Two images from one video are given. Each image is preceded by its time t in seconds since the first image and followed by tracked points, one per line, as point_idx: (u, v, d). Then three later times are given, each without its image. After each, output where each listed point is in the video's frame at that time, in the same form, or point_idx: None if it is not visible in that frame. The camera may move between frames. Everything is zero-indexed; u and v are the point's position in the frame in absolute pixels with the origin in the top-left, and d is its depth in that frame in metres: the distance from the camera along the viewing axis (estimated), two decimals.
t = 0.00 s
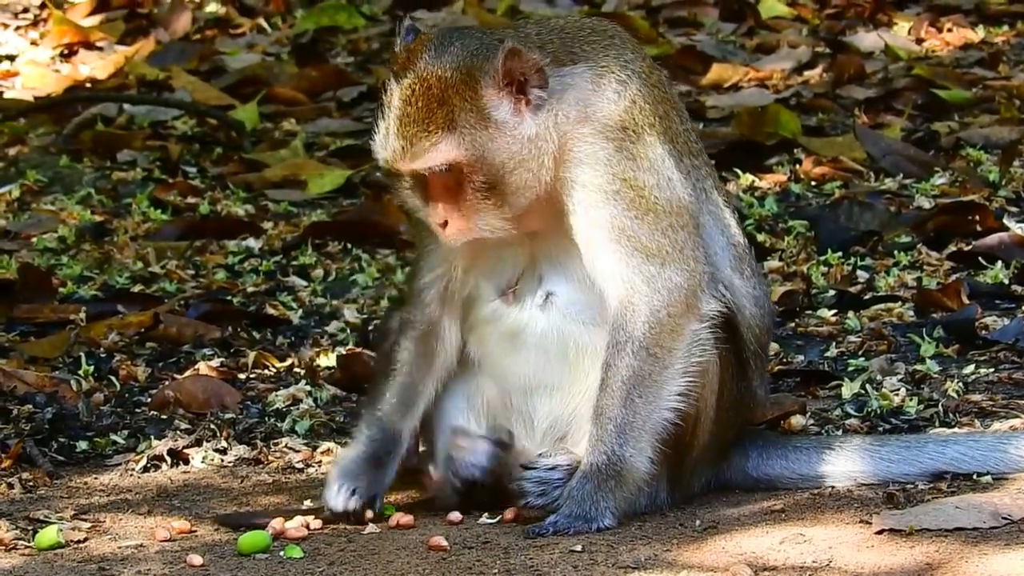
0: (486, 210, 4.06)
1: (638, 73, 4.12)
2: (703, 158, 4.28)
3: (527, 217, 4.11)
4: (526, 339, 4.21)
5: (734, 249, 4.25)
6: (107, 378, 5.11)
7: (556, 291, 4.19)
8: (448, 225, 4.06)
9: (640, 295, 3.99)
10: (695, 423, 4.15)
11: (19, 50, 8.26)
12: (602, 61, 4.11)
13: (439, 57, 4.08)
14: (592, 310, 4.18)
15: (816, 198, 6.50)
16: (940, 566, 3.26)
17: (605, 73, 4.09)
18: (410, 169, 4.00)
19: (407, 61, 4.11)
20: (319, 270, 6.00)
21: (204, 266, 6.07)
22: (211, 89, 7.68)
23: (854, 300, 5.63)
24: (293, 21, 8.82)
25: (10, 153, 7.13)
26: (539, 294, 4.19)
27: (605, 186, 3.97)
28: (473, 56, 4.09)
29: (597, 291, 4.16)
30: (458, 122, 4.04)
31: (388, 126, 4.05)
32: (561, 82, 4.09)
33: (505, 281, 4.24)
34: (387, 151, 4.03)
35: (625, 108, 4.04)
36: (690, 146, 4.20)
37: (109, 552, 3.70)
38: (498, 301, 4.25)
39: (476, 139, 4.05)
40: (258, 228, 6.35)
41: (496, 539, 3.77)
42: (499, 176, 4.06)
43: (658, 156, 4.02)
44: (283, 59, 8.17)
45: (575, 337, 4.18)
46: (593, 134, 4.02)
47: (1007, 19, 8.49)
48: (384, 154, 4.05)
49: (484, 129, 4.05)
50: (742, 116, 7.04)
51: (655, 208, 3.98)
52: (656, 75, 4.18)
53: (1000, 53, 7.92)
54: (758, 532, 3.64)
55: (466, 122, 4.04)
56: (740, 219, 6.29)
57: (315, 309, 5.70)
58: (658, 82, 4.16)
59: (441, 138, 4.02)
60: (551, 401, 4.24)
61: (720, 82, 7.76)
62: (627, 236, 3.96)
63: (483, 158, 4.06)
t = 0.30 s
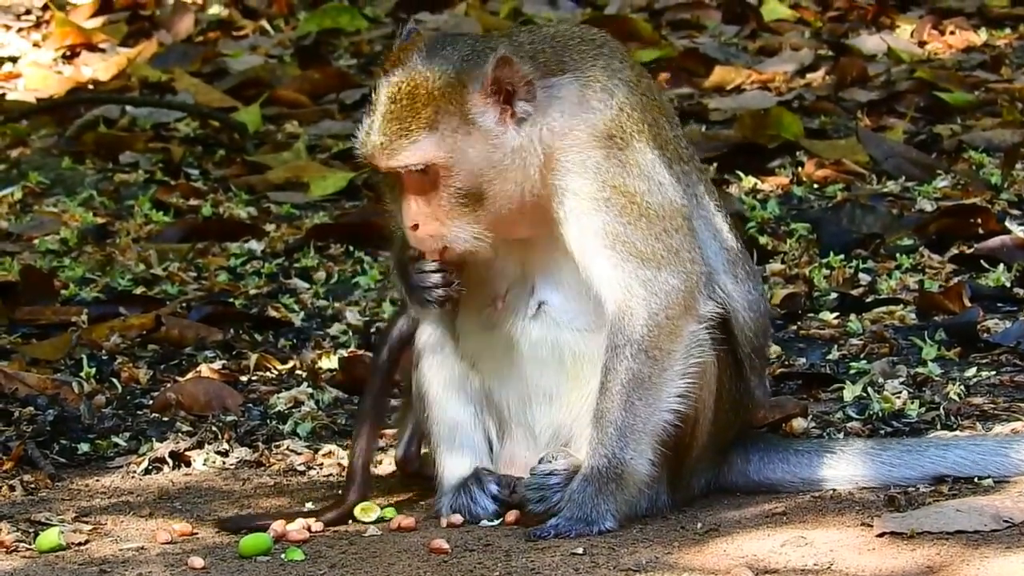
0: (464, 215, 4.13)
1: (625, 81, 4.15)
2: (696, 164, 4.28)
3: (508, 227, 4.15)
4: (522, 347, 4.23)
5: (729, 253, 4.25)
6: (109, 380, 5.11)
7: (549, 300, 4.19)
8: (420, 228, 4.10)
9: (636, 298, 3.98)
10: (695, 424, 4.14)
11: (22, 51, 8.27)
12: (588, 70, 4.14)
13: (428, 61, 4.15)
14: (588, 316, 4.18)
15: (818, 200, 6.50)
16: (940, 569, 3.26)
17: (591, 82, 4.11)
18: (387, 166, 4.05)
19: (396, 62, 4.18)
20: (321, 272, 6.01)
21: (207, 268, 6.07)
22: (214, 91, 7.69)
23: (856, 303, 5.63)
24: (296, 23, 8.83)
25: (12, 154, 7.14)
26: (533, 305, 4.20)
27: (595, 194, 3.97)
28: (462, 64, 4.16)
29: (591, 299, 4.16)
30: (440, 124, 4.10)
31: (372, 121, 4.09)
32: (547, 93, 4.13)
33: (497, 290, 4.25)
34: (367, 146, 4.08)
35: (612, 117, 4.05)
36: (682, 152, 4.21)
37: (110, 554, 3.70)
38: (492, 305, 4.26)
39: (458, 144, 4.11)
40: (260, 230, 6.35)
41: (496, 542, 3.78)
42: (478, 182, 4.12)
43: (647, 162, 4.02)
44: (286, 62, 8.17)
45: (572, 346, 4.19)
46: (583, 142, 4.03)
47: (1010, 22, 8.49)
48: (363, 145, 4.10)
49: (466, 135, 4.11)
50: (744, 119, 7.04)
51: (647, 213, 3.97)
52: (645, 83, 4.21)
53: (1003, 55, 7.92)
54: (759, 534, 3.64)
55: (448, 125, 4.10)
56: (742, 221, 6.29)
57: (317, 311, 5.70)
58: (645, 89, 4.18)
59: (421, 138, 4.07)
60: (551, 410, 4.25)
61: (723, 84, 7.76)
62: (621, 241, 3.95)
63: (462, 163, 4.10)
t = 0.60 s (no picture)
0: (460, 224, 4.12)
1: (614, 83, 4.15)
2: (691, 164, 4.28)
3: (503, 233, 4.15)
4: (522, 352, 4.23)
5: (725, 251, 4.24)
6: (109, 383, 5.11)
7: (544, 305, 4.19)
8: (420, 240, 4.11)
9: (631, 301, 3.98)
10: (694, 426, 4.15)
11: (22, 55, 8.27)
12: (576, 74, 4.14)
13: (409, 77, 4.16)
14: (583, 319, 4.19)
15: (819, 203, 6.51)
16: (940, 571, 3.26)
17: (579, 86, 4.11)
18: (379, 185, 4.07)
19: (376, 78, 4.19)
20: (322, 275, 6.01)
21: (207, 271, 6.08)
22: (214, 94, 7.69)
23: (856, 305, 5.63)
24: (296, 26, 8.84)
25: (12, 158, 7.14)
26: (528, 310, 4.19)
27: (587, 199, 3.97)
28: (443, 74, 4.16)
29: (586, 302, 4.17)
30: (427, 137, 4.11)
31: (361, 143, 4.11)
32: (536, 98, 4.13)
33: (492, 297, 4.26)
34: (358, 169, 4.11)
35: (602, 120, 4.05)
36: (675, 152, 4.21)
37: (110, 558, 3.70)
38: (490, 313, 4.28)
39: (447, 155, 4.11)
40: (260, 233, 6.36)
41: (497, 545, 3.78)
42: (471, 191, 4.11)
43: (639, 165, 4.02)
44: (286, 65, 8.18)
45: (568, 351, 4.20)
46: (574, 146, 4.03)
47: (1010, 24, 8.49)
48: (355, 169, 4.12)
49: (453, 143, 4.12)
50: (745, 121, 7.04)
51: (640, 216, 3.98)
52: (635, 84, 4.21)
53: (1003, 57, 7.92)
54: (759, 536, 3.64)
55: (435, 136, 4.11)
56: (742, 224, 6.29)
57: (317, 314, 5.70)
58: (635, 91, 4.18)
59: (410, 151, 4.08)
60: (550, 414, 4.27)
61: (723, 87, 7.76)
62: (615, 244, 3.96)
63: (453, 173, 4.11)
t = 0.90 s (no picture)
0: (452, 217, 4.08)
1: (608, 85, 4.17)
2: (685, 166, 4.29)
3: (494, 231, 4.13)
4: (518, 356, 4.22)
5: (720, 253, 4.26)
6: (107, 388, 5.12)
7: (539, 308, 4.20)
8: (410, 233, 4.07)
9: (625, 303, 4.00)
10: (690, 428, 4.16)
11: (20, 59, 8.28)
12: (572, 76, 4.15)
13: (409, 67, 4.14)
14: (579, 323, 4.20)
15: (818, 206, 6.51)
16: (937, 573, 3.27)
17: (574, 87, 4.13)
18: (375, 173, 4.03)
19: (374, 69, 4.17)
20: (320, 279, 6.01)
21: (206, 276, 6.08)
22: (213, 98, 7.70)
23: (854, 308, 5.64)
24: (295, 31, 8.85)
25: (10, 163, 7.15)
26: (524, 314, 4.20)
27: (582, 201, 3.99)
28: (442, 67, 4.14)
29: (580, 305, 4.18)
30: (425, 126, 4.08)
31: (357, 132, 4.08)
32: (532, 97, 4.13)
33: (486, 305, 4.27)
34: (353, 157, 4.07)
35: (596, 121, 4.07)
36: (669, 154, 4.22)
37: (108, 562, 3.71)
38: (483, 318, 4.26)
39: (444, 145, 4.08)
40: (258, 238, 6.36)
41: (495, 548, 3.78)
42: (466, 185, 4.08)
43: (633, 166, 4.03)
44: (285, 69, 8.19)
45: (564, 353, 4.20)
46: (569, 148, 4.04)
47: (1009, 27, 8.50)
48: (350, 158, 4.09)
49: (451, 134, 4.09)
50: (743, 125, 7.05)
51: (635, 216, 3.99)
52: (629, 87, 4.23)
53: (1002, 61, 7.93)
54: (756, 540, 3.64)
55: (432, 126, 4.08)
56: (741, 227, 6.30)
57: (316, 318, 5.71)
58: (628, 93, 4.20)
59: (408, 139, 4.05)
60: (548, 418, 4.26)
61: (722, 91, 7.77)
62: (609, 246, 3.97)
63: (450, 166, 4.08)
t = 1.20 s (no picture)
0: (451, 212, 4.08)
1: (597, 88, 4.18)
2: (673, 166, 4.30)
3: (492, 230, 4.12)
4: (510, 359, 4.23)
5: (709, 254, 4.27)
6: (100, 391, 5.11)
7: (530, 310, 4.20)
8: (408, 231, 4.06)
9: (616, 304, 4.00)
10: (682, 429, 4.16)
11: (12, 63, 8.28)
12: (562, 78, 4.16)
13: (409, 60, 4.15)
14: (569, 324, 4.17)
15: (810, 208, 6.52)
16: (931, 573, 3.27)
17: (565, 90, 4.13)
18: (377, 167, 4.02)
19: (374, 64, 4.19)
20: (313, 282, 6.02)
21: (199, 279, 6.08)
22: (205, 102, 7.71)
23: (847, 310, 5.64)
24: (287, 34, 8.86)
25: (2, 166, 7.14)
26: (514, 316, 4.21)
27: (572, 202, 3.98)
28: (442, 60, 4.16)
29: (571, 307, 4.16)
30: (426, 118, 4.08)
31: (355, 126, 4.08)
32: (523, 98, 4.12)
33: (478, 306, 4.25)
34: (353, 151, 4.06)
35: (586, 123, 4.07)
36: (658, 154, 4.23)
37: (100, 564, 3.71)
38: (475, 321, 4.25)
39: (445, 137, 4.08)
40: (251, 241, 6.36)
41: (488, 550, 3.78)
42: (465, 179, 4.09)
43: (623, 167, 4.04)
44: (277, 72, 8.19)
45: (556, 355, 4.20)
46: (559, 149, 4.04)
47: (1001, 29, 8.51)
48: (348, 152, 4.08)
49: (452, 127, 4.09)
50: (736, 127, 7.06)
51: (624, 218, 3.99)
52: (618, 90, 4.24)
53: (994, 62, 7.93)
54: (750, 541, 3.64)
55: (435, 118, 4.09)
56: (733, 229, 6.31)
57: (308, 321, 5.71)
58: (616, 95, 4.21)
59: (408, 132, 4.06)
60: (540, 420, 4.26)
61: (714, 93, 7.78)
62: (600, 247, 3.97)
63: (450, 158, 4.08)
